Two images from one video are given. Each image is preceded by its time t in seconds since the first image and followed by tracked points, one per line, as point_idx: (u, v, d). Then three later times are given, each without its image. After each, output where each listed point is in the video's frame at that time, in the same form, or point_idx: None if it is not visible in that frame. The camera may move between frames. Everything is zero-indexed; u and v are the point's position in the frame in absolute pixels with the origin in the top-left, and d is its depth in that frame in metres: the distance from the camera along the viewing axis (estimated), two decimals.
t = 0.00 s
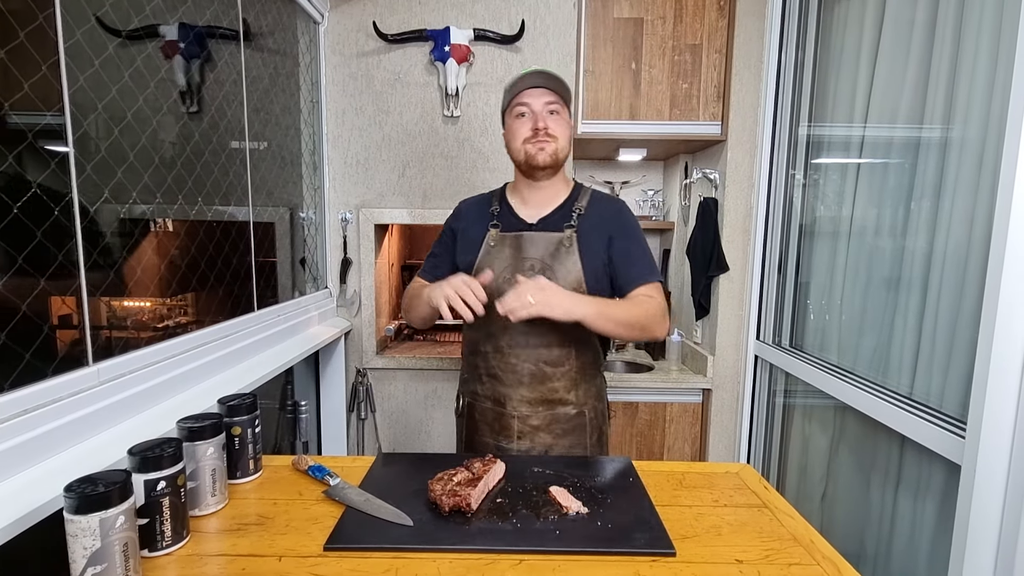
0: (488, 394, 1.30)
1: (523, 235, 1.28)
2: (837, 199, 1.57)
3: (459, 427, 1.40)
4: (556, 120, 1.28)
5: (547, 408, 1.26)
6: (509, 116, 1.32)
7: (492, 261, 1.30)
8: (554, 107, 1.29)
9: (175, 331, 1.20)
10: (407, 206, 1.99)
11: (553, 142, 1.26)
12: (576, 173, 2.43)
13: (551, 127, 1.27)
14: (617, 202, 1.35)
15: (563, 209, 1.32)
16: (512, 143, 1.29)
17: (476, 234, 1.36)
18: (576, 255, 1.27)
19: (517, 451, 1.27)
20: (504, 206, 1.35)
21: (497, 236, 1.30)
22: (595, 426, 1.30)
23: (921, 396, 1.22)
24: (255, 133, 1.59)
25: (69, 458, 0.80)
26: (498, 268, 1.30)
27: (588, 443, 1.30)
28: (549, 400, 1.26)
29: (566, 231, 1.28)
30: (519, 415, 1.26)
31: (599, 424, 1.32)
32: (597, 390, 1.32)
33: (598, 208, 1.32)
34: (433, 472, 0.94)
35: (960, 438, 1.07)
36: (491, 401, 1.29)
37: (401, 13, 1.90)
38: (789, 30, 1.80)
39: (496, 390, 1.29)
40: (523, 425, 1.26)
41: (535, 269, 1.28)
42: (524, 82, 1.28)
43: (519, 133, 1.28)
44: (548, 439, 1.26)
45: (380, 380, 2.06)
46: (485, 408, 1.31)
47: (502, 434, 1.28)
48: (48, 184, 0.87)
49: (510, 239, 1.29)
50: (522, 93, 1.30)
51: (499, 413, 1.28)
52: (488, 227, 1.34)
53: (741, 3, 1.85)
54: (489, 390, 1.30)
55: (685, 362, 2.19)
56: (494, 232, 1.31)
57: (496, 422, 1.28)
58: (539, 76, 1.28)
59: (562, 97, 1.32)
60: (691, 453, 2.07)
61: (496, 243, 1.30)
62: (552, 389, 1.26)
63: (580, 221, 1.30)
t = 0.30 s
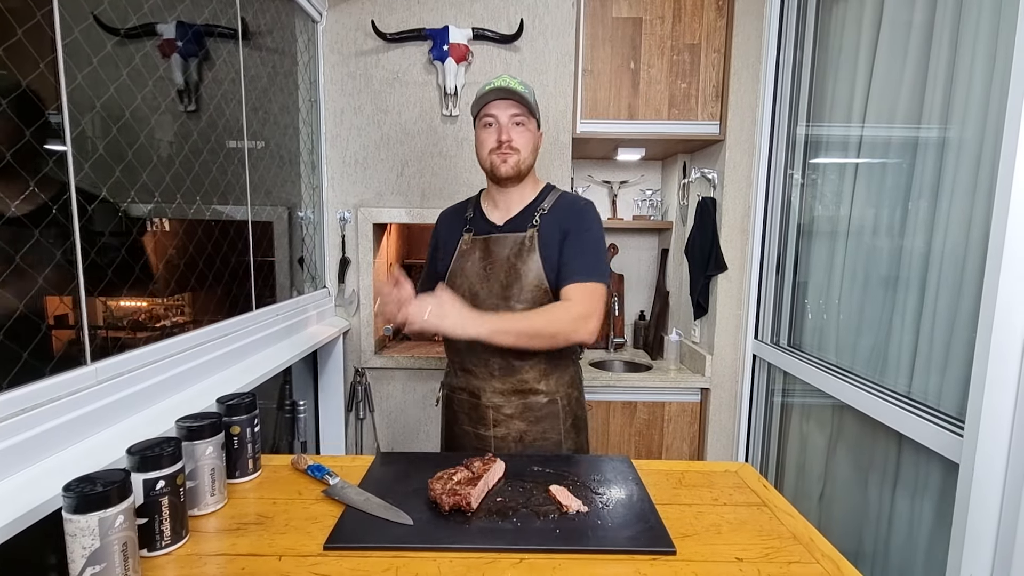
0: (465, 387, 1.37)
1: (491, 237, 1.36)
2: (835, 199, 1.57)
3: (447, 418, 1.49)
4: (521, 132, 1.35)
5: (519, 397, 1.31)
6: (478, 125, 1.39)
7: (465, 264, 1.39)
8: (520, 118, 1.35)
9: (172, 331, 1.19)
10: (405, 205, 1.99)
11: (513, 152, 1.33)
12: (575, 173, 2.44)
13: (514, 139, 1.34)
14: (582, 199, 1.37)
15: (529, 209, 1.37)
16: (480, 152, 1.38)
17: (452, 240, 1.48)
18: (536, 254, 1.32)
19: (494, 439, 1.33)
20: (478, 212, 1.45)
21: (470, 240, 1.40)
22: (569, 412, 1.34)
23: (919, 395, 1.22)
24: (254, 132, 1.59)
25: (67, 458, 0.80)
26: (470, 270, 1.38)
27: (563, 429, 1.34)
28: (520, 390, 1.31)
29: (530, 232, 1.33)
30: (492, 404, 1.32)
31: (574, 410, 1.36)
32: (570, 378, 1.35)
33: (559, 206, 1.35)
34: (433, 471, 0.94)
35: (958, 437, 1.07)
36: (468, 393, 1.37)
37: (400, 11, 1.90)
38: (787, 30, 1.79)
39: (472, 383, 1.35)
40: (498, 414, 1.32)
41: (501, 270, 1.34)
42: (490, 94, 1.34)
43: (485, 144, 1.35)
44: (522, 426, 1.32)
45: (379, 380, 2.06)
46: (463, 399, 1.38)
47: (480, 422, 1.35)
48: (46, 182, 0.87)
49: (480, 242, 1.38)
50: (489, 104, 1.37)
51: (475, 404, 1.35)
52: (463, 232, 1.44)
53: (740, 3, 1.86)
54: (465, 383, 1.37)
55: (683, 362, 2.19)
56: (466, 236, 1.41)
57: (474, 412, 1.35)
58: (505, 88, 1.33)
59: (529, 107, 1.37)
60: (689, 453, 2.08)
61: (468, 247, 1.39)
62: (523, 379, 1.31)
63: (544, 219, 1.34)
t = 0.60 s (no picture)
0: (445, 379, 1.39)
1: (480, 238, 1.36)
2: (834, 199, 1.57)
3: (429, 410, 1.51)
4: (514, 137, 1.35)
5: (493, 395, 1.32)
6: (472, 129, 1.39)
7: (453, 260, 1.38)
8: (513, 123, 1.35)
9: (171, 331, 1.19)
10: (405, 205, 1.99)
11: (506, 156, 1.33)
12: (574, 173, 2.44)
13: (506, 144, 1.34)
14: (574, 209, 1.37)
15: (520, 212, 1.37)
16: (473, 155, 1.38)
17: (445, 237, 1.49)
18: (523, 258, 1.31)
19: (465, 433, 1.35)
20: (470, 211, 1.44)
21: (461, 238, 1.40)
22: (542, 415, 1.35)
23: (918, 394, 1.22)
24: (253, 132, 1.58)
25: (66, 458, 0.80)
26: (457, 267, 1.37)
27: (534, 431, 1.35)
28: (495, 388, 1.32)
29: (518, 235, 1.33)
30: (467, 400, 1.34)
31: (547, 414, 1.36)
32: (547, 382, 1.35)
33: (550, 215, 1.35)
34: (433, 471, 0.94)
35: (958, 436, 1.07)
36: (446, 387, 1.39)
37: (399, 11, 1.89)
38: (787, 30, 1.79)
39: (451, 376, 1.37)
40: (471, 410, 1.34)
41: (486, 269, 1.33)
42: (484, 99, 1.34)
43: (478, 147, 1.36)
44: (494, 424, 1.33)
45: (378, 380, 2.06)
46: (442, 392, 1.40)
47: (454, 416, 1.37)
48: (44, 181, 0.86)
49: (470, 241, 1.37)
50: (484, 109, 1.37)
51: (452, 398, 1.37)
52: (456, 231, 1.44)
53: (739, 3, 1.86)
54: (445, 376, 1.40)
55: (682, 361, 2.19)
56: (459, 234, 1.41)
57: (450, 405, 1.37)
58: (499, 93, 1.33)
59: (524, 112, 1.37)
60: (688, 452, 2.08)
61: (458, 245, 1.39)
62: (498, 378, 1.32)
63: (534, 225, 1.34)
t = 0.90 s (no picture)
0: (445, 380, 1.39)
1: (483, 237, 1.35)
2: (835, 198, 1.57)
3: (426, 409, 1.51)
4: (522, 134, 1.36)
5: (494, 396, 1.33)
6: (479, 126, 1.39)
7: (454, 258, 1.37)
8: (521, 121, 1.36)
9: (171, 331, 1.18)
10: (405, 204, 1.99)
11: (515, 153, 1.34)
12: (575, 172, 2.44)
13: (515, 141, 1.34)
14: (578, 213, 1.41)
15: (525, 214, 1.38)
16: (480, 152, 1.38)
17: (446, 234, 1.45)
18: (529, 259, 1.32)
19: (465, 435, 1.34)
20: (472, 209, 1.44)
21: (462, 237, 1.39)
22: (542, 418, 1.35)
23: (919, 393, 1.22)
24: (254, 131, 1.58)
25: (66, 458, 0.80)
26: (458, 266, 1.36)
27: (535, 433, 1.35)
28: (496, 390, 1.32)
29: (524, 236, 1.34)
30: (468, 401, 1.34)
31: (547, 417, 1.36)
32: (547, 385, 1.36)
33: (557, 217, 1.38)
34: (434, 470, 0.94)
35: (960, 436, 1.07)
36: (447, 387, 1.38)
37: (399, 10, 1.89)
38: (787, 29, 1.79)
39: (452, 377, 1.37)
40: (472, 411, 1.34)
41: (489, 268, 1.33)
42: (493, 96, 1.35)
43: (486, 144, 1.36)
44: (494, 425, 1.33)
45: (379, 380, 2.06)
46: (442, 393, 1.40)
47: (453, 417, 1.36)
48: (45, 180, 0.86)
49: (473, 240, 1.36)
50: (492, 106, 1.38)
51: (452, 398, 1.37)
52: (456, 228, 1.42)
53: (739, 3, 1.86)
54: (445, 377, 1.39)
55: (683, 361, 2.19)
56: (461, 232, 1.39)
57: (449, 406, 1.37)
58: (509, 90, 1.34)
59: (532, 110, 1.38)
60: (689, 452, 2.08)
61: (460, 243, 1.38)
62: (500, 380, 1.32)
63: (540, 227, 1.36)
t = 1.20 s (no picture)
0: (461, 388, 1.35)
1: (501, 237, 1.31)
2: (835, 198, 1.57)
3: (432, 414, 1.46)
4: (534, 131, 1.33)
5: (516, 402, 1.31)
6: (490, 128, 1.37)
7: (470, 257, 1.31)
8: (531, 117, 1.33)
9: (171, 331, 1.18)
10: (406, 204, 1.99)
11: (529, 153, 1.31)
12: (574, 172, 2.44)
13: (527, 140, 1.32)
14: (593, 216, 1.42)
15: (544, 213, 1.36)
16: (494, 155, 1.36)
17: (457, 233, 1.37)
18: (553, 259, 1.31)
19: (486, 443, 1.31)
20: (485, 206, 1.39)
21: (477, 234, 1.33)
22: (563, 420, 1.35)
23: (920, 393, 1.22)
24: (254, 131, 1.58)
25: (65, 458, 0.79)
26: (476, 265, 1.31)
27: (556, 437, 1.34)
28: (518, 395, 1.31)
29: (546, 236, 1.32)
30: (488, 408, 1.31)
31: (567, 419, 1.36)
32: (566, 387, 1.37)
33: (577, 219, 1.38)
34: (435, 470, 0.94)
35: (960, 435, 1.07)
36: (463, 394, 1.34)
37: (400, 10, 1.89)
38: (787, 29, 1.80)
39: (469, 384, 1.33)
40: (493, 418, 1.31)
41: (511, 269, 1.30)
42: (499, 96, 1.32)
43: (499, 146, 1.34)
44: (516, 431, 1.31)
45: (379, 379, 2.06)
46: (456, 400, 1.36)
47: (472, 426, 1.33)
48: (45, 179, 0.86)
49: (489, 239, 1.32)
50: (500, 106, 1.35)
51: (470, 405, 1.33)
52: (469, 226, 1.37)
53: (739, 2, 1.86)
54: (460, 383, 1.35)
55: (683, 360, 2.19)
56: (476, 231, 1.33)
57: (467, 415, 1.33)
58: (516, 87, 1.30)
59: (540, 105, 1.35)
60: (689, 452, 2.08)
61: (475, 242, 1.33)
62: (522, 384, 1.31)
63: (560, 228, 1.35)
